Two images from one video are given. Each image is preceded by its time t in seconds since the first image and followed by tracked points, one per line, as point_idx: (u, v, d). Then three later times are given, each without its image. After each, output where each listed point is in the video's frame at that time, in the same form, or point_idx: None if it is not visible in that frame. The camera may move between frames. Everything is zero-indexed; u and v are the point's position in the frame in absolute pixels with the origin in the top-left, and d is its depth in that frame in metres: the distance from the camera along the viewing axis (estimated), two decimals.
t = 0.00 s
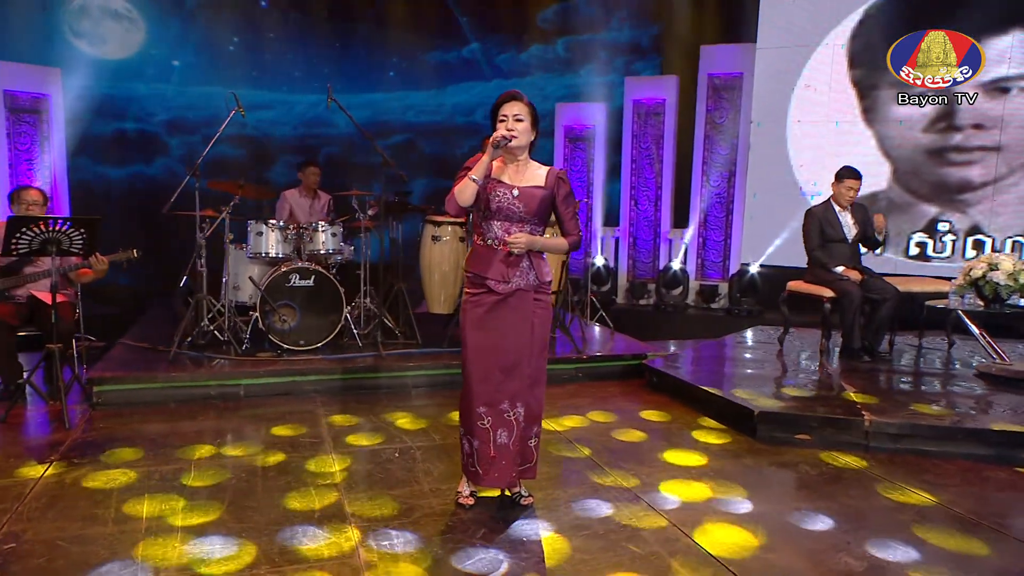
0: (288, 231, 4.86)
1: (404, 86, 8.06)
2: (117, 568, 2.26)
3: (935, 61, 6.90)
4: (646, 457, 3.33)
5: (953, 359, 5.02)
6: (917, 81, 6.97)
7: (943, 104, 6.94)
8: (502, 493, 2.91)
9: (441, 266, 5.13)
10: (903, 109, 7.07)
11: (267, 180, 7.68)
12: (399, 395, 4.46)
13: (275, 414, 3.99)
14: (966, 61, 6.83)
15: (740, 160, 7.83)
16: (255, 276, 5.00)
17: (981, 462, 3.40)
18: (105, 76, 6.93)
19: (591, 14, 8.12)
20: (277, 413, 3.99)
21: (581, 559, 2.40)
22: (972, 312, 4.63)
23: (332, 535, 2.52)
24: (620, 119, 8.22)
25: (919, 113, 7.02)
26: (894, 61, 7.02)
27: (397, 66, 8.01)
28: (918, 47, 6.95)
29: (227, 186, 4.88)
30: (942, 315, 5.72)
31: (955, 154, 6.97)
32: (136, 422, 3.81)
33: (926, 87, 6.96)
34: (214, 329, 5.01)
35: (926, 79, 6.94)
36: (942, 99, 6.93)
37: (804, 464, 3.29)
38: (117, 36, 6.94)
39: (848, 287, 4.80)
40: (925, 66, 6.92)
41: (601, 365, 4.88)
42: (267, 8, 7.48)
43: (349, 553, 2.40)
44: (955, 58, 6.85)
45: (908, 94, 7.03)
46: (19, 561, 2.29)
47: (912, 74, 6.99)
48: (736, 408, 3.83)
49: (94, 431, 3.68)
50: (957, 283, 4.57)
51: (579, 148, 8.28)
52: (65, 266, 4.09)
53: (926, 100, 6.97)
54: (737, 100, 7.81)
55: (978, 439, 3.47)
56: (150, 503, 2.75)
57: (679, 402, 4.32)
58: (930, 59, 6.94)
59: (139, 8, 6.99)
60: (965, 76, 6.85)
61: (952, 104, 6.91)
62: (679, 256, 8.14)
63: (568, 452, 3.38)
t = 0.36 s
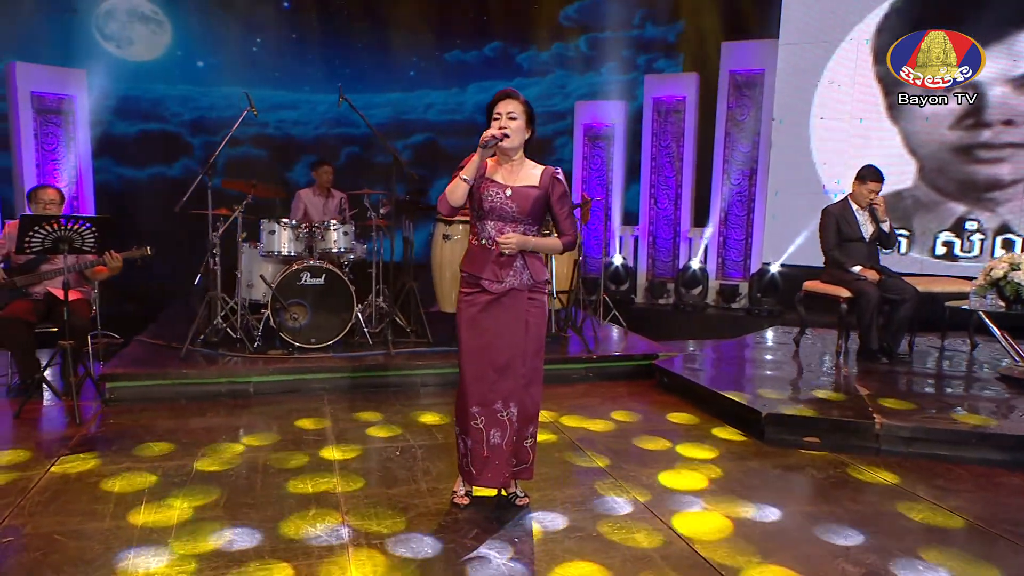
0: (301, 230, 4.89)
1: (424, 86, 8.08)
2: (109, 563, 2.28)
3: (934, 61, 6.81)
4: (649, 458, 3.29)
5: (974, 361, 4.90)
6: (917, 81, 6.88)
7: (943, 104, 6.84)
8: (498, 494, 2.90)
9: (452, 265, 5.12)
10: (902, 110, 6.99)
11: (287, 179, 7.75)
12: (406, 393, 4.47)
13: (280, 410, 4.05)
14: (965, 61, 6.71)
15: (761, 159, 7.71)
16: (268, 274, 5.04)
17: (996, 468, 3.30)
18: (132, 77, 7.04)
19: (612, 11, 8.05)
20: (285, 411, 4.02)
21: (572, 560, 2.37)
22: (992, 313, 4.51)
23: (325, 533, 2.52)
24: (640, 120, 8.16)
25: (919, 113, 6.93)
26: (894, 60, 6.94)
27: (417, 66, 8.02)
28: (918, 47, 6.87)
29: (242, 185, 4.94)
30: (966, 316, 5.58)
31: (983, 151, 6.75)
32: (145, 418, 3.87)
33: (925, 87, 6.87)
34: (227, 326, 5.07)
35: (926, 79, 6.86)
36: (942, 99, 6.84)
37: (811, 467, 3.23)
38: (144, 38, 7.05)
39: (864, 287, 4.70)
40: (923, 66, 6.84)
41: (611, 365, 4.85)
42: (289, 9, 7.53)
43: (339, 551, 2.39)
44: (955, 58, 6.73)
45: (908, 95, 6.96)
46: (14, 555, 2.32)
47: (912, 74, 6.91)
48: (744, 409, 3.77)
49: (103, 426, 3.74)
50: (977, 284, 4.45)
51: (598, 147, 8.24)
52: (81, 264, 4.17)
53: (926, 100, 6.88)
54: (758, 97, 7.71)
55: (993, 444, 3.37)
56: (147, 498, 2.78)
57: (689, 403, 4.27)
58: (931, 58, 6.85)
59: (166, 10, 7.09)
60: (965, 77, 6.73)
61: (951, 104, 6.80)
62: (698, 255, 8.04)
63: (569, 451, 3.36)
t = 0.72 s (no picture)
0: (326, 229, 4.94)
1: (455, 85, 8.10)
2: (116, 554, 2.33)
3: (935, 61, 6.66)
4: (661, 460, 3.26)
5: (1011, 364, 4.74)
6: (917, 81, 6.74)
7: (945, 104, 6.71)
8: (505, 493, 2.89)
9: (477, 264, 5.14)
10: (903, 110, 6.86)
11: (319, 179, 7.85)
12: (425, 391, 4.48)
13: (302, 405, 4.12)
14: (965, 62, 6.59)
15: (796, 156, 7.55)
16: (294, 272, 5.11)
17: None
18: (174, 78, 7.22)
19: (646, 8, 7.98)
20: (305, 407, 4.07)
21: (573, 561, 2.35)
22: None
23: (329, 529, 2.54)
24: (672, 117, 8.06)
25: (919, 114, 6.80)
26: (894, 60, 6.80)
27: (449, 65, 8.04)
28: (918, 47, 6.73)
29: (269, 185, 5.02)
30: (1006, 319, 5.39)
31: None
32: (170, 412, 3.96)
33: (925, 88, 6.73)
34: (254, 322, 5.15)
35: (927, 80, 6.72)
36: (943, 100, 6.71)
37: (829, 472, 3.15)
38: (184, 41, 7.21)
39: (895, 287, 4.58)
40: (923, 66, 6.68)
41: (632, 365, 4.81)
42: (323, 11, 7.62)
43: (341, 547, 2.41)
44: (955, 58, 6.61)
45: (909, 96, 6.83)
46: (30, 544, 2.39)
47: (912, 74, 6.76)
48: (763, 411, 3.69)
49: (128, 420, 3.83)
50: (1014, 284, 4.31)
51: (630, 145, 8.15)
52: (113, 261, 4.28)
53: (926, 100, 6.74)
54: (793, 93, 7.55)
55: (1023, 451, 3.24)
56: (160, 492, 2.84)
57: (710, 405, 4.20)
58: (931, 59, 6.71)
59: (206, 13, 7.24)
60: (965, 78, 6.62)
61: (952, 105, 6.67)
62: (730, 254, 7.91)
63: (582, 451, 3.34)
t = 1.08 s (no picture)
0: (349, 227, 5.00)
1: (486, 85, 8.11)
2: (126, 543, 2.40)
3: (935, 61, 6.93)
4: (674, 461, 3.23)
5: None
6: (917, 81, 7.01)
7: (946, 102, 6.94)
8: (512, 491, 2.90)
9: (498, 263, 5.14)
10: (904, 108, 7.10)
11: (350, 178, 7.94)
12: (444, 388, 4.51)
13: (320, 401, 4.19)
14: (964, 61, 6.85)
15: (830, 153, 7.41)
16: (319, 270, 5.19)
17: None
18: (211, 79, 7.39)
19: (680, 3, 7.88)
20: (324, 403, 4.13)
21: (573, 560, 2.33)
22: None
23: (334, 523, 2.57)
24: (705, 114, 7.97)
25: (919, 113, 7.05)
26: (894, 60, 7.09)
27: (481, 65, 8.05)
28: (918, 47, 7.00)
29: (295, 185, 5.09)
30: None
31: None
32: (193, 406, 4.05)
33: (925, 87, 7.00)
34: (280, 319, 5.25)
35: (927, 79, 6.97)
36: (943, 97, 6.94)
37: (845, 475, 3.08)
38: (222, 44, 7.37)
39: (925, 287, 4.47)
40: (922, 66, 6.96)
41: (654, 365, 4.77)
42: (357, 12, 7.70)
43: (343, 541, 2.44)
44: (955, 58, 6.89)
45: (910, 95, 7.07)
46: (47, 531, 2.48)
47: (912, 74, 7.05)
48: (782, 413, 3.63)
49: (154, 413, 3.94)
50: None
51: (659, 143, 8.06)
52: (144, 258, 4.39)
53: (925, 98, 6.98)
54: (828, 88, 7.38)
55: None
56: (176, 484, 2.91)
57: (731, 406, 4.15)
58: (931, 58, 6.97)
59: (243, 16, 7.39)
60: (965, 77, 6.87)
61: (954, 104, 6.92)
62: (762, 252, 7.76)
63: (595, 450, 3.32)
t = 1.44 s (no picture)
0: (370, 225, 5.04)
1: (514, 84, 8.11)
2: (136, 532, 2.46)
3: (935, 61, 6.89)
4: (683, 462, 3.19)
5: None
6: (917, 81, 6.97)
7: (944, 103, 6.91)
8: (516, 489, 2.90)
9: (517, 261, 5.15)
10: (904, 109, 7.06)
11: (378, 177, 8.01)
12: (461, 385, 4.53)
13: (337, 397, 4.23)
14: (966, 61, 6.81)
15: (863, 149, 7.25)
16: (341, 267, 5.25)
17: None
18: (244, 81, 7.51)
19: None
20: (341, 399, 4.18)
21: (570, 558, 2.33)
22: None
23: (337, 517, 2.61)
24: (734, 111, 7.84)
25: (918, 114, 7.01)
26: (894, 60, 7.04)
27: (509, 63, 8.04)
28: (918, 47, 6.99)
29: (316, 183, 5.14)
30: None
31: None
32: (214, 400, 4.13)
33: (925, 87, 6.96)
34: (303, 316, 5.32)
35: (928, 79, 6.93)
36: (942, 97, 6.91)
37: (859, 478, 3.02)
38: (255, 45, 7.48)
39: (952, 286, 4.37)
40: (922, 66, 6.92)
41: (672, 365, 4.73)
42: (387, 13, 7.75)
43: (344, 533, 2.47)
44: (955, 58, 6.85)
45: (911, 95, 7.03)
46: (62, 519, 2.55)
47: (912, 74, 7.00)
48: (798, 414, 3.57)
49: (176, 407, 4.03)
50: None
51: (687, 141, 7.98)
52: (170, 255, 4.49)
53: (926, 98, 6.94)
54: (860, 84, 7.22)
55: None
56: (189, 475, 2.97)
57: (748, 407, 4.09)
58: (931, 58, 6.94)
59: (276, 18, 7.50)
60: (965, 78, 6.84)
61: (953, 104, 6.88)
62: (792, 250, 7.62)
63: (603, 450, 3.31)
